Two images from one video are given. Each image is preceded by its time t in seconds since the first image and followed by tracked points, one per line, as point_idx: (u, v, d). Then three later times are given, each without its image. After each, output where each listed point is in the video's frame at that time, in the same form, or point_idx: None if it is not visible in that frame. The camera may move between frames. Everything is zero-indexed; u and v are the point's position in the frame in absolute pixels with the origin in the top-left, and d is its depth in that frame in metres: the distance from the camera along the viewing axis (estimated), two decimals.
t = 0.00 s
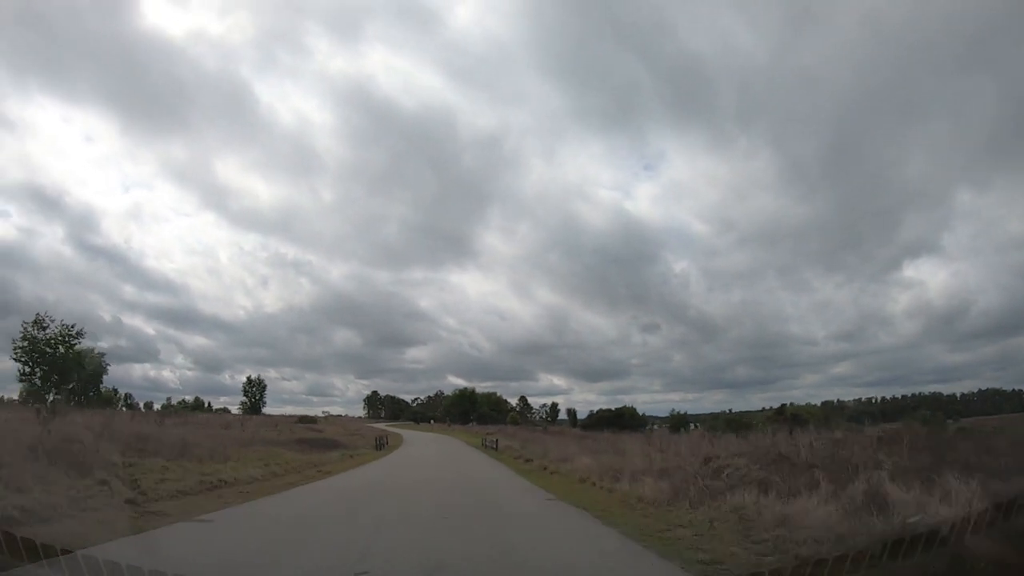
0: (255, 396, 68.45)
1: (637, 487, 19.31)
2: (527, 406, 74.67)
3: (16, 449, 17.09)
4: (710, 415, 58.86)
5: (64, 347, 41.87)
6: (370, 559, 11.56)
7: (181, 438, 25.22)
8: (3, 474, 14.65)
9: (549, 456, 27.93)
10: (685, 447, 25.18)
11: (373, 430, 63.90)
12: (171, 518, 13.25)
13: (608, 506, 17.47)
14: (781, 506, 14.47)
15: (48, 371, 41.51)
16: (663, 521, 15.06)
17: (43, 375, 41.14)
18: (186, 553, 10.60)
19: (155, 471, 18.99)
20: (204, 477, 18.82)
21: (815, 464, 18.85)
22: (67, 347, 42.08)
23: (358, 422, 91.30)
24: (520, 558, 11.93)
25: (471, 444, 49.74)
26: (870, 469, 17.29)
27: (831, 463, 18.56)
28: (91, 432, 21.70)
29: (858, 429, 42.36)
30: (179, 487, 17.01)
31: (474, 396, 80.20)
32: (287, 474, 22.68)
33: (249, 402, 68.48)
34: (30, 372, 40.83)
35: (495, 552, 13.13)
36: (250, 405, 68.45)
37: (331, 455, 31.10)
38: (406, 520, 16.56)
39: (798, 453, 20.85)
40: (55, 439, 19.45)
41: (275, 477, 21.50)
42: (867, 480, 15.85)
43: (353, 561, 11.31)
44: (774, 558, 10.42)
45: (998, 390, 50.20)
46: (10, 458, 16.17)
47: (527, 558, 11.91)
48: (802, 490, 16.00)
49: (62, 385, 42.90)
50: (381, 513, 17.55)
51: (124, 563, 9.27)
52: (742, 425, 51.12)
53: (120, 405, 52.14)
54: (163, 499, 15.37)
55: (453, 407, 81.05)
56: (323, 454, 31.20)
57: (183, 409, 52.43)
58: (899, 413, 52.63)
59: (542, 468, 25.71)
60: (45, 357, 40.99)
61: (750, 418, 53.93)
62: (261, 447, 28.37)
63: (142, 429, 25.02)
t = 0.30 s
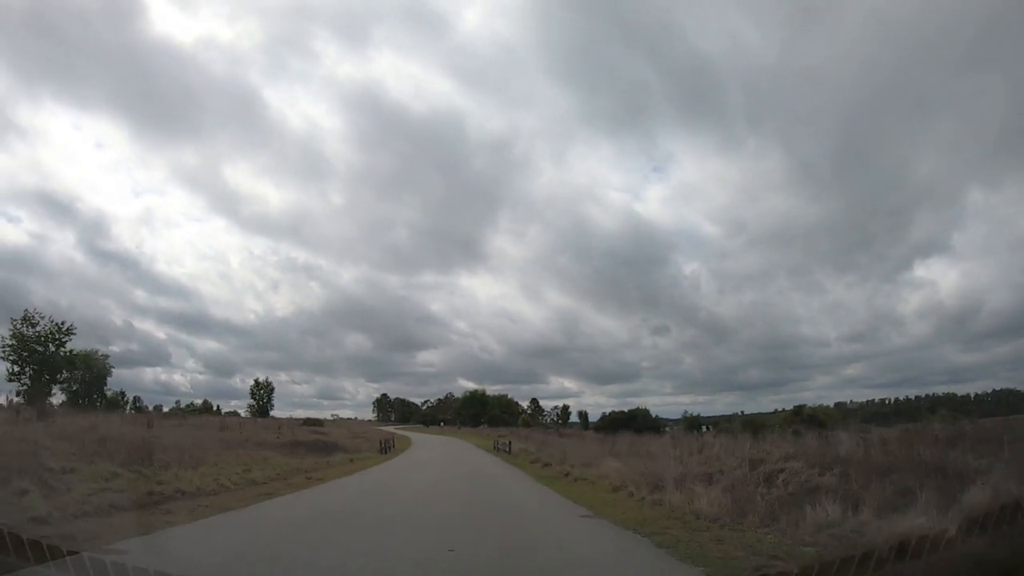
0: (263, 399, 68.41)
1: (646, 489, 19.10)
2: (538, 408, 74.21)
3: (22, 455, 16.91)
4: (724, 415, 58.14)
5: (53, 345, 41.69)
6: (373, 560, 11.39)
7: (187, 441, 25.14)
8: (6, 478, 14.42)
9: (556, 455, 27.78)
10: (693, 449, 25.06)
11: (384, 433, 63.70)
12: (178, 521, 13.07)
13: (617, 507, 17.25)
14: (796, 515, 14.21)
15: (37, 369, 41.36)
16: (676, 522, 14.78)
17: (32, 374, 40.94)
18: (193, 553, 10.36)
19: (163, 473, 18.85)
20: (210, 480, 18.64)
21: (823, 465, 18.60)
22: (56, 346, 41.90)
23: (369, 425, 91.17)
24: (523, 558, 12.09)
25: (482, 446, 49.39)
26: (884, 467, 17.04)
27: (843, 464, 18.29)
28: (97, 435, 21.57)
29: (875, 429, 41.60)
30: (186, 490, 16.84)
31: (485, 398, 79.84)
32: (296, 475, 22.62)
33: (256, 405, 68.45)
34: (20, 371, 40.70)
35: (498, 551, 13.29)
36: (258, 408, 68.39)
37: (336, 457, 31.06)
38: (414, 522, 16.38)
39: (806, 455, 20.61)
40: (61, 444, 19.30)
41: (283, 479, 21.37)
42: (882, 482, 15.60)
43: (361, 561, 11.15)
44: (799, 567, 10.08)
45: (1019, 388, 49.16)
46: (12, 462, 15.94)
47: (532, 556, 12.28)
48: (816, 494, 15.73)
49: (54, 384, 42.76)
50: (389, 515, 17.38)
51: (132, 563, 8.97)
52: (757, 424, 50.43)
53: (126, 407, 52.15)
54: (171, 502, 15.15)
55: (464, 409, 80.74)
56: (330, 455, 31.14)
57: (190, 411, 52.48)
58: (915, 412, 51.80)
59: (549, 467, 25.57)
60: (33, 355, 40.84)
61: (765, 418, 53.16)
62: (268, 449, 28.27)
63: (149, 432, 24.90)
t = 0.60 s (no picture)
0: (268, 400, 68.25)
1: (654, 491, 18.78)
2: (548, 410, 73.73)
3: (23, 455, 16.67)
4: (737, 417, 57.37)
5: (38, 342, 41.57)
6: (375, 559, 11.10)
7: (188, 443, 24.97)
8: (6, 482, 14.16)
9: (562, 458, 27.58)
10: (699, 451, 24.83)
11: (391, 436, 63.42)
12: (180, 522, 12.81)
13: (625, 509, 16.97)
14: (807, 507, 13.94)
15: (22, 367, 41.31)
16: (686, 523, 14.49)
17: (18, 371, 40.91)
18: (195, 553, 10.03)
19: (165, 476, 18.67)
20: (213, 483, 18.43)
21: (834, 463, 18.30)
22: (42, 343, 41.85)
23: (376, 428, 91.05)
24: (530, 557, 12.03)
25: (490, 449, 49.02)
26: (896, 466, 16.75)
27: (855, 462, 18.08)
28: (99, 438, 21.37)
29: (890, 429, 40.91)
30: (189, 492, 16.60)
31: (494, 400, 79.49)
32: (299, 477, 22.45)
33: (262, 407, 68.28)
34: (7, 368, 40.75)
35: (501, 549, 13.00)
36: (264, 410, 68.24)
37: (340, 459, 30.93)
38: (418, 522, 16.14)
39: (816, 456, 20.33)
40: (64, 446, 19.10)
41: (286, 480, 21.18)
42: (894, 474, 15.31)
43: (362, 561, 10.88)
44: (815, 564, 9.78)
45: None
46: (15, 466, 15.66)
47: (540, 555, 12.29)
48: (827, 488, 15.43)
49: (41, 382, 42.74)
50: (394, 515, 17.15)
51: (137, 564, 8.68)
52: (771, 425, 49.74)
53: (131, 409, 52.04)
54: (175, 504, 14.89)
55: (472, 411, 80.37)
56: (334, 457, 31.00)
57: (195, 414, 52.34)
58: (929, 412, 51.16)
59: (555, 469, 25.40)
60: (17, 352, 40.80)
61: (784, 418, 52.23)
62: (272, 451, 28.09)
63: (151, 435, 24.70)
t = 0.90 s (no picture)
0: (272, 402, 68.04)
1: (659, 493, 18.55)
2: (556, 412, 73.35)
3: (20, 463, 16.34)
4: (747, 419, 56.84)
5: (20, 337, 41.40)
6: (382, 560, 10.84)
7: (190, 445, 24.77)
8: (10, 486, 13.95)
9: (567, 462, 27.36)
10: (704, 453, 24.58)
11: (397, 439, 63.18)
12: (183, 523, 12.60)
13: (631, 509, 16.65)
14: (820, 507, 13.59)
15: (3, 362, 41.19)
16: (694, 523, 14.20)
17: None
18: (200, 553, 9.77)
19: (167, 477, 18.48)
20: (215, 485, 18.25)
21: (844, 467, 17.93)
22: (23, 338, 41.63)
23: (383, 431, 90.86)
24: (532, 557, 11.85)
25: (498, 451, 48.76)
26: (903, 468, 16.52)
27: (862, 463, 17.83)
28: (100, 442, 21.17)
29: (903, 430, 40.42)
30: (192, 495, 16.41)
31: (500, 402, 79.18)
32: (302, 479, 22.24)
33: (265, 409, 68.09)
34: None
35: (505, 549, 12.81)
36: (267, 411, 68.03)
37: (343, 462, 30.75)
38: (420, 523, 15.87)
39: (824, 458, 20.04)
40: (66, 449, 18.90)
41: (288, 481, 20.90)
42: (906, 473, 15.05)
43: (366, 561, 10.64)
44: (831, 567, 9.48)
45: None
46: (17, 470, 15.44)
47: (544, 555, 12.13)
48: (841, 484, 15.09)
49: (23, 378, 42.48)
50: (397, 516, 16.92)
51: (142, 564, 8.35)
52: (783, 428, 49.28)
53: (134, 411, 51.91)
54: (178, 507, 14.55)
55: (479, 413, 80.07)
56: (337, 460, 30.81)
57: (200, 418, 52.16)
58: (940, 413, 50.57)
59: (559, 473, 25.18)
60: None
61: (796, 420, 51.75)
62: (275, 454, 27.86)
63: (152, 437, 24.52)
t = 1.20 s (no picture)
0: (272, 405, 67.88)
1: (661, 495, 18.35)
2: (561, 414, 73.00)
3: (21, 463, 16.23)
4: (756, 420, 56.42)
5: None
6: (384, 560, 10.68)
7: (189, 448, 24.61)
8: (13, 486, 13.84)
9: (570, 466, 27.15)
10: (707, 455, 24.38)
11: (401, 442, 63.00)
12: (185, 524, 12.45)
13: (633, 511, 16.48)
14: (825, 509, 13.39)
15: None
16: (697, 525, 13.99)
17: None
18: (202, 552, 9.61)
19: (168, 479, 18.34)
20: (216, 487, 18.12)
21: (849, 467, 17.75)
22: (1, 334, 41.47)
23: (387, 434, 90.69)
24: (532, 557, 11.68)
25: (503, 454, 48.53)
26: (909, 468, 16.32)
27: (866, 464, 17.64)
28: (101, 444, 21.03)
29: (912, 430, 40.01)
30: (193, 496, 16.28)
31: (505, 404, 78.91)
32: (303, 482, 22.09)
33: (266, 412, 67.99)
34: None
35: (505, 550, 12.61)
36: (267, 414, 67.93)
37: (345, 465, 30.63)
38: (420, 523, 15.70)
39: (827, 459, 19.86)
40: (66, 451, 18.75)
41: (289, 485, 20.77)
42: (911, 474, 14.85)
43: (368, 561, 10.47)
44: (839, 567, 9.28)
45: None
46: (19, 470, 15.30)
47: (541, 554, 11.95)
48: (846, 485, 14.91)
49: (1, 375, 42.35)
50: (397, 517, 16.77)
51: (145, 564, 8.20)
52: (791, 429, 48.92)
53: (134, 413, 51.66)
54: (180, 508, 14.43)
55: (483, 416, 79.80)
56: (338, 464, 30.69)
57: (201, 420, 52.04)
58: (949, 414, 50.01)
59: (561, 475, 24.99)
60: None
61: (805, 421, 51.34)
62: (276, 457, 27.73)
63: (151, 439, 24.38)
